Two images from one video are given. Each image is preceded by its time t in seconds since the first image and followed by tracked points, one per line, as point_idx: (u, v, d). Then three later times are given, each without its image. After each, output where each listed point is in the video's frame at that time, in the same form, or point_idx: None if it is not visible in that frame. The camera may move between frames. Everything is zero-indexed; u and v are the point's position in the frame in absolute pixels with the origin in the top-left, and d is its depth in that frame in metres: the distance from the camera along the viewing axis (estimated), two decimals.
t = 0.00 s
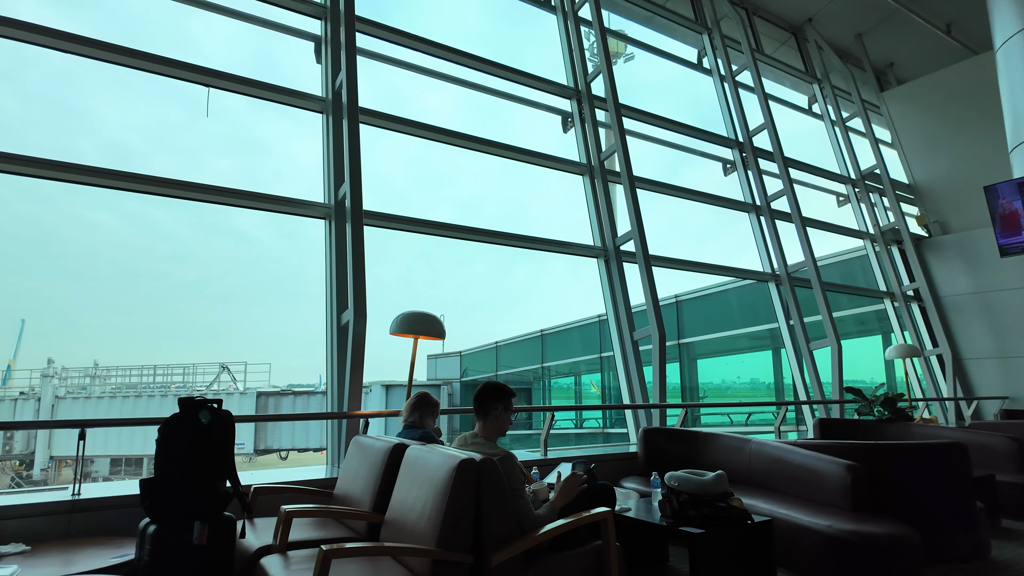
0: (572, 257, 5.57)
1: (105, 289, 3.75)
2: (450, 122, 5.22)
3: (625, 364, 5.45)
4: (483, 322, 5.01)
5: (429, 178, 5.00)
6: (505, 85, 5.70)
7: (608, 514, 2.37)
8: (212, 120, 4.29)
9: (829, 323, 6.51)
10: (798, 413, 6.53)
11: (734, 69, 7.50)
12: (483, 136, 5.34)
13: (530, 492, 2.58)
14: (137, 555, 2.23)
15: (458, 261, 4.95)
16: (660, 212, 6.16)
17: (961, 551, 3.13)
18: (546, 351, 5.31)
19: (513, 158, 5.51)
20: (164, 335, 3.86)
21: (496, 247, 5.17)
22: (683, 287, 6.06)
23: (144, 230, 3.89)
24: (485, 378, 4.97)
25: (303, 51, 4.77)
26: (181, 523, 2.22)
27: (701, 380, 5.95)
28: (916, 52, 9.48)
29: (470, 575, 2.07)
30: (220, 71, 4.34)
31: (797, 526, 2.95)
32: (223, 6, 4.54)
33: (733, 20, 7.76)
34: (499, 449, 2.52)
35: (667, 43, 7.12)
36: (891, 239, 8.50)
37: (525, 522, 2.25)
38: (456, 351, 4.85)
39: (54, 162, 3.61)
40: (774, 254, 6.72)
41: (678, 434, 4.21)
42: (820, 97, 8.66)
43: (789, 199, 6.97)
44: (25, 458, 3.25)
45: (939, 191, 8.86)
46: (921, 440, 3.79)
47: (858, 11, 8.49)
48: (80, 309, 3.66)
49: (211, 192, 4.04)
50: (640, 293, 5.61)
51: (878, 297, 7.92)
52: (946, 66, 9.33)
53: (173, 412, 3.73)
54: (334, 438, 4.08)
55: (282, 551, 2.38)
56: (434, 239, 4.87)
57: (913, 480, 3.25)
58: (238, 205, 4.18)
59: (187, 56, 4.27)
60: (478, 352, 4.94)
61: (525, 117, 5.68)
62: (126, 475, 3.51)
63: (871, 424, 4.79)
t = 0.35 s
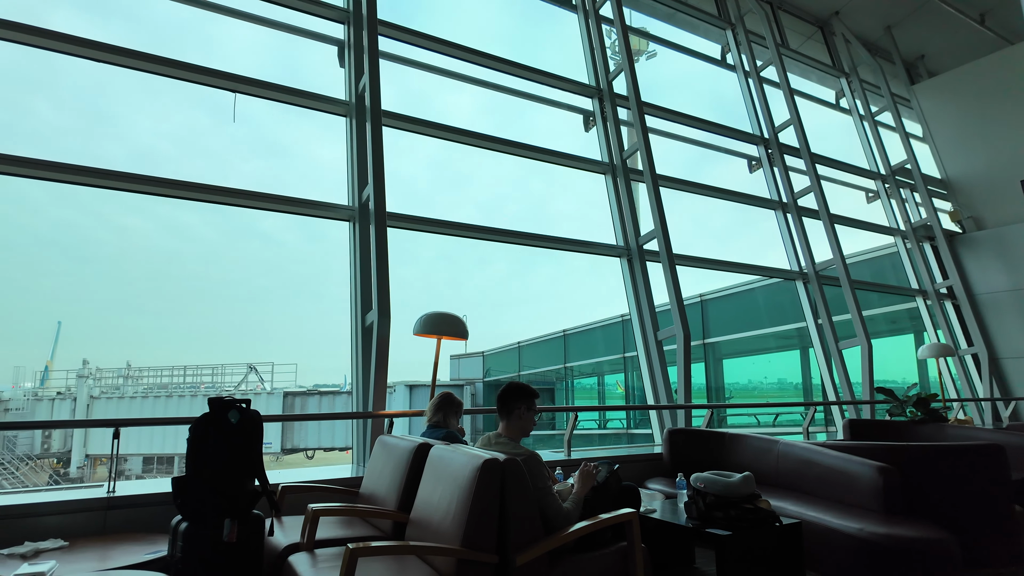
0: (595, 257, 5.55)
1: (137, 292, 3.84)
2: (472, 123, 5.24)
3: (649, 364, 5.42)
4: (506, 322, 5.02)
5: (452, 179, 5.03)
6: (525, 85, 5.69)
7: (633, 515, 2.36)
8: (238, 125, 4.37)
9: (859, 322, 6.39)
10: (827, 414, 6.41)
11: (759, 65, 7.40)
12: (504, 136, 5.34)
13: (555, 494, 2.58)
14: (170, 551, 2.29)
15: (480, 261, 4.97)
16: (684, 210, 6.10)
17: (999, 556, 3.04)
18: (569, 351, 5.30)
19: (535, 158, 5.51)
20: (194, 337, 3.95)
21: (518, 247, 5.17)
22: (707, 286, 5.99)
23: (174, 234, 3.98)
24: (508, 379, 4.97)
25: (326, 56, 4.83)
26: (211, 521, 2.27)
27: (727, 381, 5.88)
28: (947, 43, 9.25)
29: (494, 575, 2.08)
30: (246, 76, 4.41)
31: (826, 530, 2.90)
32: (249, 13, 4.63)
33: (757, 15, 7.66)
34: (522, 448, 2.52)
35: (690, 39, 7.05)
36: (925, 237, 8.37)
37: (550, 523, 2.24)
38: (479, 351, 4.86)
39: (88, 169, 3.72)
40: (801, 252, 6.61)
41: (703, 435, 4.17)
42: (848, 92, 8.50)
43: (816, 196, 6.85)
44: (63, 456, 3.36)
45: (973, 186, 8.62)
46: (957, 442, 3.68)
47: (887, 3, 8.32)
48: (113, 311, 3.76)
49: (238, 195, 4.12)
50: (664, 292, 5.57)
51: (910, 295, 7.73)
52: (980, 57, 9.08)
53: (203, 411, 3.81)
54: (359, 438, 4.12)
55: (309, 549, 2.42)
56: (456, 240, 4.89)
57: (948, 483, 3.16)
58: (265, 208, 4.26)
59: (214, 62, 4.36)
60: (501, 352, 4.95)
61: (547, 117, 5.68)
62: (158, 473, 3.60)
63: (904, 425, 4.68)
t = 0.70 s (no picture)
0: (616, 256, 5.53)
1: (165, 294, 3.93)
2: (492, 123, 5.25)
3: (671, 364, 5.38)
4: (527, 323, 5.02)
5: (472, 180, 5.04)
6: (545, 84, 5.69)
7: (656, 516, 2.35)
8: (262, 129, 4.44)
9: (887, 321, 6.26)
10: (854, 414, 6.29)
11: (782, 60, 7.30)
12: (523, 136, 5.34)
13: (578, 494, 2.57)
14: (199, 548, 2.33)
15: (501, 262, 4.97)
16: (706, 208, 6.04)
17: None
18: (590, 351, 5.28)
19: (554, 158, 5.50)
20: (220, 338, 4.02)
21: (538, 247, 5.17)
22: (730, 285, 5.92)
23: (201, 237, 4.06)
24: (529, 379, 4.97)
25: (347, 59, 4.88)
26: (238, 518, 2.31)
27: (751, 381, 5.80)
28: (978, 35, 9.02)
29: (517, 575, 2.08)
30: (269, 81, 4.48)
31: (853, 532, 2.84)
32: (271, 19, 4.69)
33: (780, 10, 7.56)
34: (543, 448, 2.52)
35: (711, 36, 6.97)
36: (954, 233, 8.06)
37: (571, 523, 2.24)
38: (500, 352, 4.87)
39: (117, 174, 3.81)
40: (827, 250, 6.50)
41: (726, 436, 4.13)
42: (874, 86, 8.33)
43: (842, 192, 6.73)
44: (94, 455, 3.42)
45: (1006, 180, 8.37)
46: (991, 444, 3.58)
47: None
48: (142, 313, 3.85)
49: (262, 199, 4.18)
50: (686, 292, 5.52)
51: (940, 292, 7.55)
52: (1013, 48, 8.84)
53: (229, 411, 3.87)
54: (382, 438, 4.16)
55: (333, 547, 2.44)
56: (477, 240, 4.91)
57: (981, 485, 3.08)
58: (288, 211, 4.32)
59: (238, 67, 4.43)
60: (522, 352, 4.95)
61: (566, 117, 5.66)
62: (186, 472, 3.67)
63: (935, 426, 4.57)
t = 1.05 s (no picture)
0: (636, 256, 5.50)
1: (192, 296, 4.01)
2: (511, 123, 5.26)
3: (693, 364, 5.34)
4: (546, 323, 5.01)
5: (491, 180, 5.06)
6: (563, 84, 5.68)
7: (678, 517, 2.33)
8: (284, 133, 4.50)
9: (915, 320, 6.13)
10: (881, 415, 6.17)
11: (804, 55, 7.19)
12: (542, 135, 5.34)
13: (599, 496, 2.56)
14: (225, 546, 2.37)
15: (520, 262, 4.98)
16: (728, 206, 5.97)
17: None
18: (610, 351, 5.26)
19: (573, 157, 5.48)
20: (245, 339, 4.09)
21: (558, 247, 5.16)
22: (753, 284, 5.84)
23: (225, 239, 4.13)
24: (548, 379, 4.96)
25: (367, 62, 4.92)
26: (263, 517, 2.34)
27: (775, 381, 5.72)
28: (1009, 26, 8.78)
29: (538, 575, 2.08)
30: (290, 85, 4.54)
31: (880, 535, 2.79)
32: (291, 23, 4.75)
33: (802, 5, 7.45)
34: (564, 449, 2.51)
35: (732, 32, 6.90)
36: (985, 228, 7.74)
37: (592, 524, 2.23)
38: (519, 352, 4.87)
39: (144, 179, 3.89)
40: (851, 248, 6.39)
41: (750, 436, 4.08)
42: (900, 80, 8.17)
43: (868, 188, 6.61)
44: (124, 453, 3.52)
45: None
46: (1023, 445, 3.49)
47: None
48: (169, 314, 3.93)
49: (285, 201, 4.24)
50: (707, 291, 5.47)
51: (971, 290, 7.35)
52: None
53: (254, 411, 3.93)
54: (404, 438, 4.18)
55: (356, 546, 2.46)
56: (496, 241, 4.91)
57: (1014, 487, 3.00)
58: (310, 213, 4.37)
59: (261, 72, 4.50)
60: (542, 352, 4.95)
61: (585, 116, 5.65)
62: (212, 471, 3.72)
63: (965, 428, 4.46)
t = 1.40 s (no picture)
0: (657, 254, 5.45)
1: (217, 298, 4.08)
2: (530, 123, 5.26)
3: (716, 364, 5.29)
4: (566, 323, 5.00)
5: (510, 181, 5.06)
6: (582, 82, 5.66)
7: (702, 518, 2.31)
8: (306, 136, 4.56)
9: (945, 318, 6.00)
10: (910, 416, 6.03)
11: (828, 50, 7.07)
12: (561, 134, 5.33)
13: (621, 497, 2.55)
14: (251, 543, 2.40)
15: (539, 261, 4.97)
16: (750, 204, 5.89)
17: None
18: (631, 351, 5.22)
19: (593, 156, 5.46)
20: (268, 339, 4.15)
21: (577, 246, 5.14)
22: (776, 282, 5.76)
23: (249, 241, 4.20)
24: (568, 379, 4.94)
25: (387, 64, 4.96)
26: (287, 515, 2.37)
27: (800, 381, 5.62)
28: None
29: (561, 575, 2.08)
30: (312, 88, 4.60)
31: (910, 539, 2.73)
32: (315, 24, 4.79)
33: None
34: (586, 450, 2.50)
35: (754, 27, 6.81)
36: (1018, 224, 7.46)
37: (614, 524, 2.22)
38: (539, 351, 4.86)
39: (171, 182, 3.98)
40: (878, 245, 6.26)
41: (775, 437, 4.03)
42: (928, 73, 7.97)
43: (895, 184, 6.47)
44: (152, 452, 3.60)
45: None
46: None
47: None
48: (196, 315, 4.00)
49: (307, 204, 4.30)
50: (730, 290, 5.41)
51: (1004, 288, 7.15)
52: None
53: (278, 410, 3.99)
54: (425, 437, 4.21)
55: (379, 544, 2.48)
56: (516, 241, 4.92)
57: None
58: (331, 215, 4.42)
59: (283, 76, 4.56)
60: (562, 352, 4.93)
61: (605, 115, 5.62)
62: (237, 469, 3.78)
63: (999, 429, 4.34)
